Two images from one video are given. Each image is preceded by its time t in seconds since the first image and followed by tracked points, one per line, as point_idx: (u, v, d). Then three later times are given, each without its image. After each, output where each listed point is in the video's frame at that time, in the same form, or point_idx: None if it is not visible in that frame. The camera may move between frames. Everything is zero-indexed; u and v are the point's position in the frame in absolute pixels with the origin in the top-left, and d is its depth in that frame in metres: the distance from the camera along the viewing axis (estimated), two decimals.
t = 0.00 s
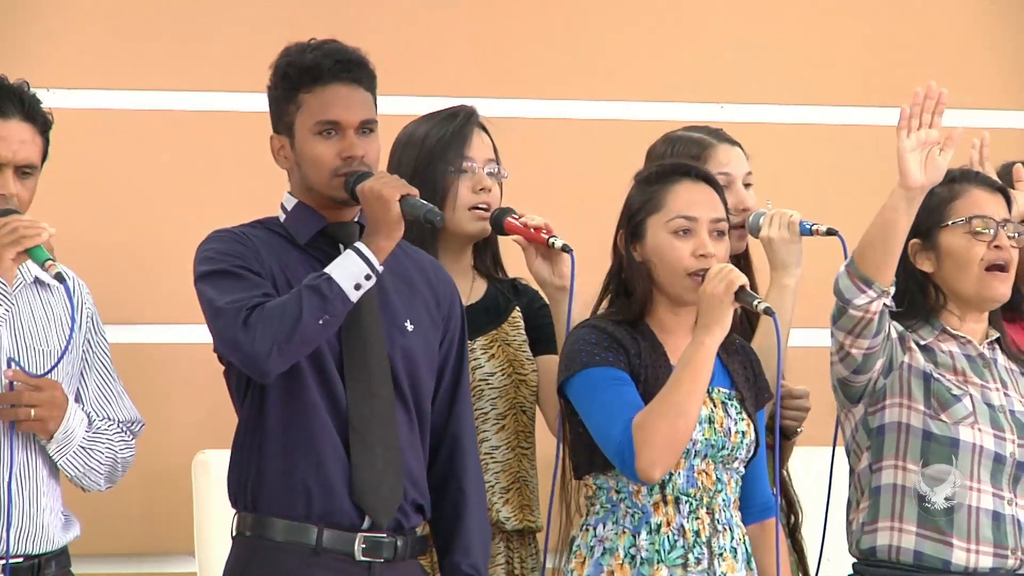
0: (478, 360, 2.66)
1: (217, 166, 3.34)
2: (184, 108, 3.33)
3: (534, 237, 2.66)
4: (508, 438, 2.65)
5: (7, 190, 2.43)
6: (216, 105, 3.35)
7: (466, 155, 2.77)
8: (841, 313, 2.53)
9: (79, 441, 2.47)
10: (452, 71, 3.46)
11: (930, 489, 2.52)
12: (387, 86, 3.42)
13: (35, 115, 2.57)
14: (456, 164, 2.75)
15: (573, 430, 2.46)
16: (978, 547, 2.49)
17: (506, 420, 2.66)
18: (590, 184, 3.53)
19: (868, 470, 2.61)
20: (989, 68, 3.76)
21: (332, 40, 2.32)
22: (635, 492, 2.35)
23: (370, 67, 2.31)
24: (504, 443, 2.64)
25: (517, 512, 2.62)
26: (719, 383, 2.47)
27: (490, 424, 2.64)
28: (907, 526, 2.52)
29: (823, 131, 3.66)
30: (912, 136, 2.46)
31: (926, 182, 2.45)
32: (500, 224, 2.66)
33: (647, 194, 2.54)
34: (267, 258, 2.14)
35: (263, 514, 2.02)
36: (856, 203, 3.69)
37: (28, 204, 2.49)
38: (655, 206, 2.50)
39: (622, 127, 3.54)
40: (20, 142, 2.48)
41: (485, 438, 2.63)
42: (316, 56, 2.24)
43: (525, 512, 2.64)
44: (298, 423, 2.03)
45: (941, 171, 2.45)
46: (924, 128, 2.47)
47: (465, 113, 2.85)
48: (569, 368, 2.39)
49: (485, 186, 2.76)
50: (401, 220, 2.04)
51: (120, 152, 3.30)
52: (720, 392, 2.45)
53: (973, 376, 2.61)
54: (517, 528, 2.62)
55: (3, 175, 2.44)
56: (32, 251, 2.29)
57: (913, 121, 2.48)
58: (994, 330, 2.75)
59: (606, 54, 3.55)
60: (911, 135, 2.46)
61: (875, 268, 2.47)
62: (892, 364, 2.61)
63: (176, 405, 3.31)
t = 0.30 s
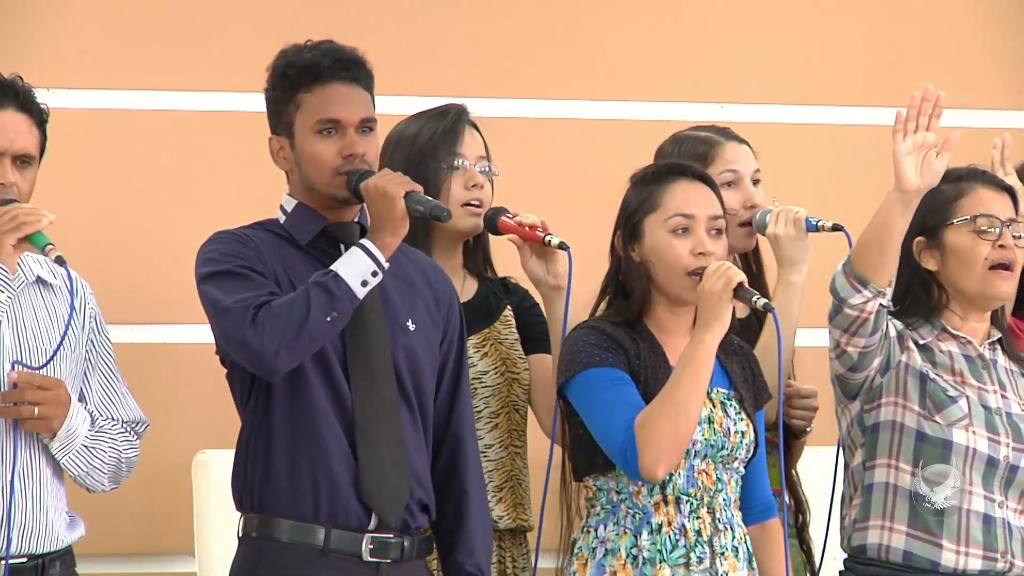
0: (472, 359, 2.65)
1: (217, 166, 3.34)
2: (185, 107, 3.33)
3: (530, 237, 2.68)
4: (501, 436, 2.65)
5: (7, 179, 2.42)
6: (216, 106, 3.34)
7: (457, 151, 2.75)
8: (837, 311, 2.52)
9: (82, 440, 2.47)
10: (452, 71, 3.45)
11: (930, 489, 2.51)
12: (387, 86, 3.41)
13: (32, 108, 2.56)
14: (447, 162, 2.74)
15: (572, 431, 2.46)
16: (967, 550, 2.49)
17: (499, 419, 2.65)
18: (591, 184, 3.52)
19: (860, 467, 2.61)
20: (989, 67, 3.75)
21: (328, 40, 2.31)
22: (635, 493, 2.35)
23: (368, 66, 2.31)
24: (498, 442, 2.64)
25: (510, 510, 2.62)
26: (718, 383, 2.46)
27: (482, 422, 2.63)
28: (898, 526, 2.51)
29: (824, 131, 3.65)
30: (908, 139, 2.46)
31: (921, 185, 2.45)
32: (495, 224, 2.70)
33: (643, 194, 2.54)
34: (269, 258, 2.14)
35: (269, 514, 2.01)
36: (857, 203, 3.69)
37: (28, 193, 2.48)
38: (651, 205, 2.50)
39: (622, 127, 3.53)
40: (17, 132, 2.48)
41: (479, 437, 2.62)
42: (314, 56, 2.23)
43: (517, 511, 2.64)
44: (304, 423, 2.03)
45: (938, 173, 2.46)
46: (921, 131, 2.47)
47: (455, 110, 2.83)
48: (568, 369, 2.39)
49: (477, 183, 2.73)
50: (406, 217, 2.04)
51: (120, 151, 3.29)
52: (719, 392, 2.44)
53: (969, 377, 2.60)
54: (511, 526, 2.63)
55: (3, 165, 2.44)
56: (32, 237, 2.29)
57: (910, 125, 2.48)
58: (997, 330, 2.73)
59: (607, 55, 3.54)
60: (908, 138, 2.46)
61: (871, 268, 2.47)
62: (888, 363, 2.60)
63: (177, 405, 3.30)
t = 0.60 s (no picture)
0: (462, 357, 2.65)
1: (217, 166, 3.34)
2: (185, 107, 3.33)
3: (521, 236, 2.54)
4: (490, 434, 2.64)
5: (7, 176, 2.42)
6: (216, 106, 3.34)
7: (447, 148, 2.76)
8: (836, 314, 2.52)
9: (84, 438, 2.47)
10: (452, 71, 3.45)
11: (929, 489, 2.51)
12: (387, 85, 3.41)
13: (31, 106, 2.56)
14: (437, 158, 2.74)
15: (569, 432, 2.46)
16: (966, 550, 2.49)
17: (488, 416, 2.65)
18: (591, 184, 3.52)
19: (859, 467, 2.62)
20: (989, 68, 3.76)
21: (328, 41, 2.32)
22: (634, 491, 2.35)
23: (368, 66, 2.31)
24: (487, 439, 2.64)
25: (499, 507, 2.62)
26: (715, 382, 2.47)
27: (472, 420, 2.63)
28: (897, 526, 2.51)
29: (824, 131, 3.65)
30: (906, 141, 2.47)
31: (920, 186, 2.46)
32: (485, 222, 2.57)
33: (639, 193, 2.54)
34: (269, 258, 2.14)
35: (270, 515, 2.01)
36: (857, 203, 3.68)
37: (30, 190, 2.47)
38: (647, 204, 2.50)
39: (622, 127, 3.53)
40: (18, 130, 2.48)
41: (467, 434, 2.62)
42: (314, 55, 2.24)
43: (505, 508, 2.64)
44: (306, 423, 2.03)
45: (936, 174, 2.48)
46: (919, 133, 2.49)
47: (444, 108, 2.84)
48: (565, 368, 2.39)
49: (466, 179, 2.72)
50: (409, 220, 2.04)
51: (120, 150, 3.29)
52: (715, 390, 2.45)
53: (967, 378, 2.60)
54: (499, 524, 2.62)
55: (3, 162, 2.44)
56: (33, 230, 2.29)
57: (907, 127, 2.49)
58: (995, 331, 2.74)
59: (607, 55, 3.54)
60: (905, 141, 2.47)
61: (870, 269, 2.47)
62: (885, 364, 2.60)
63: (178, 405, 3.30)
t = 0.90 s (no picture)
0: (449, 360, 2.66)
1: (217, 167, 3.34)
2: (185, 107, 3.34)
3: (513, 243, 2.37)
4: (476, 434, 2.66)
5: (8, 172, 2.43)
6: (217, 106, 3.35)
7: (433, 148, 2.77)
8: (835, 308, 2.53)
9: (86, 433, 2.47)
10: (452, 71, 3.46)
11: (930, 489, 2.52)
12: (388, 86, 3.42)
13: (32, 103, 2.57)
14: (423, 158, 2.75)
15: (566, 433, 2.47)
16: (969, 547, 2.50)
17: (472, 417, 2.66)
18: (590, 184, 3.53)
19: (858, 469, 2.61)
20: (987, 68, 3.77)
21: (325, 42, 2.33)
22: (629, 493, 2.36)
23: (366, 67, 2.32)
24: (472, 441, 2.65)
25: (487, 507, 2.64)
26: (712, 383, 2.48)
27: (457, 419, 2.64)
28: (899, 525, 2.52)
29: (823, 131, 3.66)
30: (905, 131, 2.50)
31: (920, 177, 2.48)
32: (476, 227, 2.38)
33: (636, 194, 2.55)
34: (267, 259, 2.15)
35: (268, 515, 2.02)
36: (856, 202, 3.69)
37: (31, 187, 2.48)
38: (644, 205, 2.51)
39: (622, 127, 3.54)
40: (18, 127, 2.49)
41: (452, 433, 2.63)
42: (313, 56, 2.25)
43: (492, 509, 2.65)
44: (304, 424, 2.04)
45: (934, 165, 2.49)
46: (918, 123, 2.52)
47: (430, 108, 2.84)
48: (562, 369, 2.40)
49: (451, 179, 2.72)
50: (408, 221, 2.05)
51: (121, 150, 3.30)
52: (712, 391, 2.46)
53: (965, 376, 2.61)
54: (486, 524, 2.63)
55: (3, 158, 2.45)
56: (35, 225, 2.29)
57: (906, 117, 2.53)
58: (989, 331, 2.74)
59: (607, 55, 3.55)
60: (905, 130, 2.50)
61: (868, 261, 2.48)
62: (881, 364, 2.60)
63: (179, 405, 3.31)
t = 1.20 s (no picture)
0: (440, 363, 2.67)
1: (217, 167, 3.35)
2: (185, 107, 3.34)
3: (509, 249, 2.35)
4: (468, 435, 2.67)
5: (8, 169, 2.44)
6: (217, 106, 3.36)
7: (422, 151, 2.78)
8: (828, 306, 2.54)
9: (86, 433, 2.48)
10: (452, 71, 3.47)
11: (930, 490, 2.52)
12: (388, 86, 3.43)
13: (31, 101, 2.58)
14: (412, 160, 2.76)
15: (565, 433, 2.48)
16: (966, 547, 2.51)
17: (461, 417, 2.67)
18: (590, 184, 3.54)
19: (854, 470, 2.62)
20: (986, 68, 3.77)
21: (324, 41, 2.34)
22: (628, 492, 2.37)
23: (365, 66, 2.32)
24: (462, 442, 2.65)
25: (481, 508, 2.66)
26: (710, 382, 2.49)
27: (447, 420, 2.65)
28: (897, 526, 2.53)
29: (822, 130, 3.67)
30: (897, 125, 2.52)
31: (911, 171, 2.50)
32: (470, 230, 2.35)
33: (634, 193, 2.56)
34: (265, 258, 2.15)
35: (264, 514, 2.03)
36: (856, 202, 3.70)
37: (31, 184, 2.48)
38: (643, 204, 2.52)
39: (621, 127, 3.55)
40: (18, 124, 2.49)
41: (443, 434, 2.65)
42: (312, 55, 2.26)
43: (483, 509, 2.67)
44: (302, 426, 2.05)
45: (926, 161, 2.51)
46: (909, 117, 2.54)
47: (421, 110, 2.85)
48: (561, 369, 2.41)
49: (440, 183, 2.75)
50: (406, 230, 2.05)
51: (120, 150, 3.31)
52: (711, 391, 2.47)
53: (960, 376, 2.62)
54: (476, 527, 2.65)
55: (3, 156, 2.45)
56: (37, 221, 2.30)
57: (898, 111, 2.55)
58: (982, 333, 2.75)
59: (607, 55, 3.56)
60: (897, 125, 2.52)
61: (862, 258, 2.49)
62: (876, 364, 2.62)
63: (179, 404, 3.31)
